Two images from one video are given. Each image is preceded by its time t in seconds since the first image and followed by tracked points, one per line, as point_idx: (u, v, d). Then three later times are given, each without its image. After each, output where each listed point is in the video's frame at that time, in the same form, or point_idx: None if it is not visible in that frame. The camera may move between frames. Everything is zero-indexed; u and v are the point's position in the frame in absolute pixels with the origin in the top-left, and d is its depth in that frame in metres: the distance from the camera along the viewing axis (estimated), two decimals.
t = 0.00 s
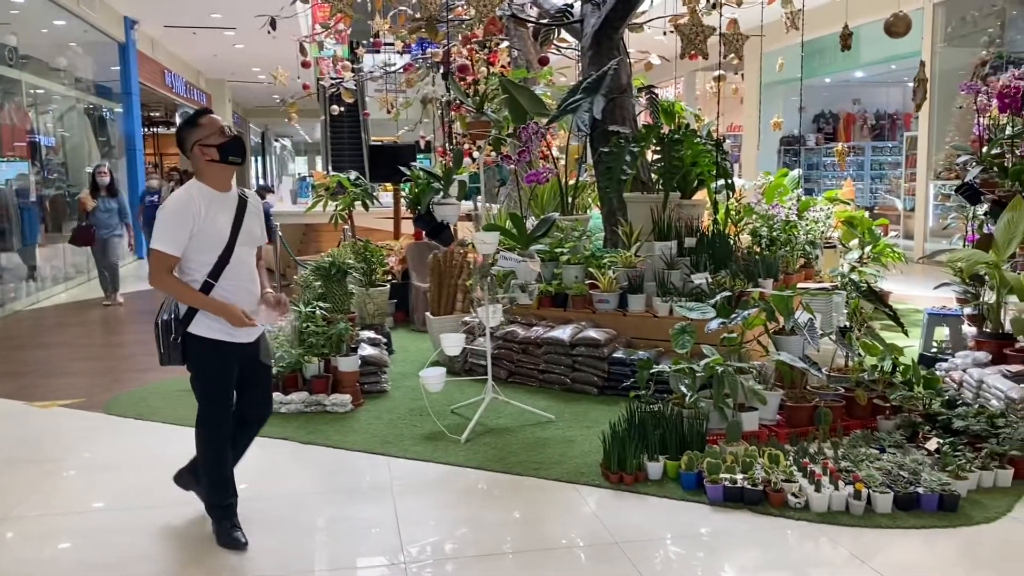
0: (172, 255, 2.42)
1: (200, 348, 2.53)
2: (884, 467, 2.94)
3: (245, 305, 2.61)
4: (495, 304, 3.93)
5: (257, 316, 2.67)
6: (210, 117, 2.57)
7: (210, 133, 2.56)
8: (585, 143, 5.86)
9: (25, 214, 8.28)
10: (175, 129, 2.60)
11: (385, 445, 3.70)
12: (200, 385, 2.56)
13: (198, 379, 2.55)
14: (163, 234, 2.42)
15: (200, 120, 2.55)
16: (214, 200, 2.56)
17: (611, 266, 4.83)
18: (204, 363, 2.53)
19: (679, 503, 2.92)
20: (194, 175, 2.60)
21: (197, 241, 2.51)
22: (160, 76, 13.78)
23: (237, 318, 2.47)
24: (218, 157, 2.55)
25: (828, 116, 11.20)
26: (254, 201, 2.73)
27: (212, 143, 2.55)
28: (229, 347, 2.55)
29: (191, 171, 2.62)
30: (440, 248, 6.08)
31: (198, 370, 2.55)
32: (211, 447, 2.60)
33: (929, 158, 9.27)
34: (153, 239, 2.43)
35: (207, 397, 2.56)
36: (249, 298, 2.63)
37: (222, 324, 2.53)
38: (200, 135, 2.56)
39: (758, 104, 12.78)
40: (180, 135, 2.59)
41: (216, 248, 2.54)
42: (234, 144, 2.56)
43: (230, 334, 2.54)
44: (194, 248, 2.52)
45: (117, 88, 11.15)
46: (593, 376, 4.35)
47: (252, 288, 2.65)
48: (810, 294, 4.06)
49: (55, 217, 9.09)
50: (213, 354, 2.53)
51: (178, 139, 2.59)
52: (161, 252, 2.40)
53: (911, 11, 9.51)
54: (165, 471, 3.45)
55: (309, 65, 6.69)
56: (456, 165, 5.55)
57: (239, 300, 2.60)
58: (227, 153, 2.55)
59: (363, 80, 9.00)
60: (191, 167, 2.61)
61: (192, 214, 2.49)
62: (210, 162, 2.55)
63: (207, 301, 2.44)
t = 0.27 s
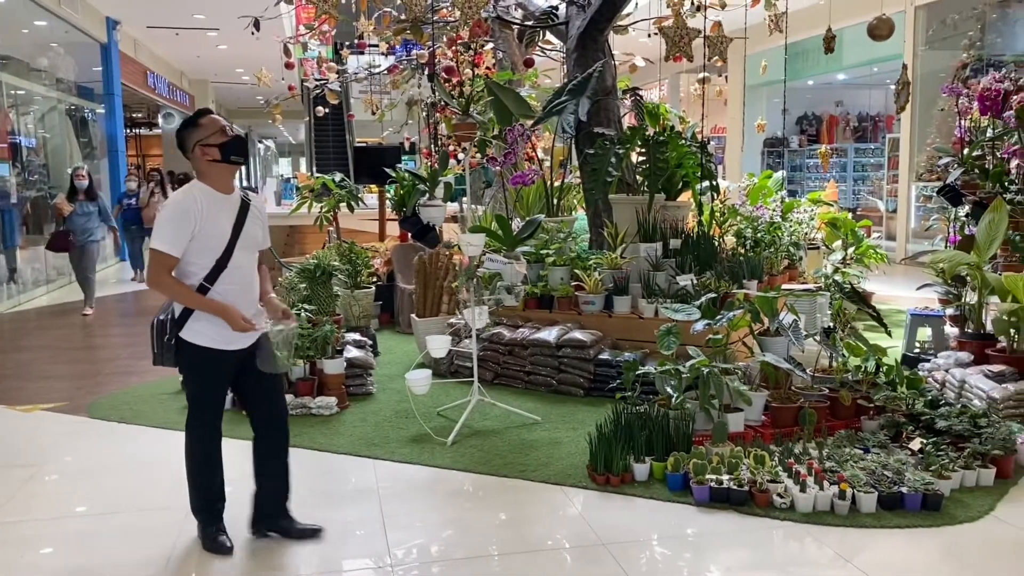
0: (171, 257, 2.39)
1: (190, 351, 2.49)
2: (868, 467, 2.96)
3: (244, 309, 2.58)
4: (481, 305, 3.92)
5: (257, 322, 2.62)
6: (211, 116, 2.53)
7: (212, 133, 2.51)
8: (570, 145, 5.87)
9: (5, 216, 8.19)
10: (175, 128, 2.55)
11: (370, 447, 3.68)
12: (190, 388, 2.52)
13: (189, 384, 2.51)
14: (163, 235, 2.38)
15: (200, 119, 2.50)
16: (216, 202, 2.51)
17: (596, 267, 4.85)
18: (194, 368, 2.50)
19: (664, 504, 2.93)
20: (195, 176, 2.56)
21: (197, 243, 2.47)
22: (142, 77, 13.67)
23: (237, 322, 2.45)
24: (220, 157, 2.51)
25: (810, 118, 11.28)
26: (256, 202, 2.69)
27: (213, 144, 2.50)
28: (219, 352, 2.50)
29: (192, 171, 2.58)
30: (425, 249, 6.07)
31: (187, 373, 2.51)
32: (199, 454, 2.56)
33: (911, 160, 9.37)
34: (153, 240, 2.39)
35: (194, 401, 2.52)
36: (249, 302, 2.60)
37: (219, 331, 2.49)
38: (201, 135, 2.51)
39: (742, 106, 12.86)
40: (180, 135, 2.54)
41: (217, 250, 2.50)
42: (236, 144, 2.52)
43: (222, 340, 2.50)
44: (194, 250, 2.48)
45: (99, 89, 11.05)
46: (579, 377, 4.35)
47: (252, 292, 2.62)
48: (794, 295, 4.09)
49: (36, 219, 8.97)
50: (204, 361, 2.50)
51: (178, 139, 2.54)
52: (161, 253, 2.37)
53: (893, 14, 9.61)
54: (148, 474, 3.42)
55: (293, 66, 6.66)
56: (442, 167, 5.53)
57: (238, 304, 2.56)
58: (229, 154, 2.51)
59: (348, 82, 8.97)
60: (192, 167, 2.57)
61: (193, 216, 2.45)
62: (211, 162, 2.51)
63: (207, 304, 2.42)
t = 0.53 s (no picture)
0: (186, 264, 2.34)
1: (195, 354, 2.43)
2: (850, 466, 2.98)
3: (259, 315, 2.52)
4: (464, 306, 3.92)
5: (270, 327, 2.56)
6: (217, 120, 2.47)
7: (219, 137, 2.46)
8: (554, 146, 5.88)
9: None
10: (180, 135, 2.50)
11: (355, 449, 3.67)
12: (191, 392, 2.46)
13: (190, 388, 2.46)
14: (176, 242, 2.33)
15: (206, 124, 2.45)
16: (227, 206, 2.46)
17: (581, 268, 4.86)
18: (197, 372, 2.44)
19: (648, 503, 2.94)
20: (203, 183, 2.50)
21: (211, 248, 2.42)
22: (124, 77, 13.56)
23: (268, 302, 2.40)
24: (229, 162, 2.46)
25: (792, 120, 11.37)
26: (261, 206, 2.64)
27: (221, 148, 2.45)
28: (225, 360, 2.43)
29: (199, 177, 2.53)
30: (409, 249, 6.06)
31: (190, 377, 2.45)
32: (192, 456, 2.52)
33: (892, 161, 9.46)
34: (167, 248, 2.34)
35: (194, 405, 2.47)
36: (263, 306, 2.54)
37: (229, 338, 2.43)
38: (207, 141, 2.45)
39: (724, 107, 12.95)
40: (185, 141, 2.49)
41: (230, 254, 2.45)
42: (244, 148, 2.47)
43: (229, 348, 2.43)
44: (207, 256, 2.43)
45: (79, 89, 10.95)
46: (563, 377, 4.36)
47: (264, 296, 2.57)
48: (776, 296, 4.12)
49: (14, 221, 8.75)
50: (208, 368, 2.44)
51: (184, 145, 2.49)
52: (176, 261, 2.32)
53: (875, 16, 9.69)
54: (129, 476, 3.39)
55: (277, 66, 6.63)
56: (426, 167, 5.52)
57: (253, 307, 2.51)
58: (237, 158, 2.46)
59: (332, 82, 8.95)
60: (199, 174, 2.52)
61: (205, 221, 2.39)
62: (220, 167, 2.46)
63: (231, 301, 2.37)
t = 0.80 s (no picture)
0: (217, 253, 2.30)
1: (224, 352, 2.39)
2: (831, 464, 3.01)
3: (285, 306, 2.48)
4: (448, 307, 3.92)
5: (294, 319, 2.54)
6: (233, 113, 2.42)
7: (234, 130, 2.41)
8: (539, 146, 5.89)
9: None
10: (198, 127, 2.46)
11: (339, 449, 3.67)
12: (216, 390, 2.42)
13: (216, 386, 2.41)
14: (203, 234, 2.29)
15: (221, 117, 2.40)
16: (247, 198, 2.42)
17: (566, 268, 4.89)
18: (224, 372, 2.39)
19: (630, 503, 2.96)
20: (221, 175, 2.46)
21: (237, 237, 2.38)
22: (107, 75, 13.44)
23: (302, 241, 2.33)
24: (243, 155, 2.41)
25: (776, 121, 11.45)
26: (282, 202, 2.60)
27: (238, 140, 2.41)
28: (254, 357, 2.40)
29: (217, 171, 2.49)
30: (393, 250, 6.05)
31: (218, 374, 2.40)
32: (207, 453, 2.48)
33: (874, 162, 9.55)
34: (193, 241, 2.30)
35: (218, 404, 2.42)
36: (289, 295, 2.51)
37: (255, 329, 2.40)
38: (224, 135, 2.42)
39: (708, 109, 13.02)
40: (203, 134, 2.45)
41: (255, 244, 2.41)
42: (258, 141, 2.41)
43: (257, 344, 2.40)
44: (233, 247, 2.39)
45: (61, 88, 10.85)
46: (548, 377, 4.38)
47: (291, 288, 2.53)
48: (758, 295, 4.16)
49: None
50: (234, 365, 2.39)
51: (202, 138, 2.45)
52: (206, 253, 2.28)
53: (857, 18, 9.79)
54: (111, 478, 3.37)
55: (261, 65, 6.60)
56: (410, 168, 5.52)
57: (281, 296, 2.48)
58: (251, 152, 2.41)
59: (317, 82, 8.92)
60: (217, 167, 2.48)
61: (227, 212, 2.35)
62: (235, 160, 2.41)
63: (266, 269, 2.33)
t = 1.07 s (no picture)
0: (234, 248, 2.22)
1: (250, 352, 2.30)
2: (815, 464, 3.03)
3: (299, 305, 2.40)
4: (436, 306, 3.92)
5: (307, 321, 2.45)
6: (255, 114, 2.33)
7: (250, 133, 2.33)
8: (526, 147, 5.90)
9: None
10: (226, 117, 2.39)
11: (325, 450, 3.66)
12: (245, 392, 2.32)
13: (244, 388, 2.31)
14: (219, 229, 2.21)
15: (240, 117, 2.32)
16: (261, 197, 2.35)
17: (553, 268, 4.89)
18: (249, 375, 2.30)
19: (616, 502, 2.97)
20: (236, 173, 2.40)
21: (252, 234, 2.30)
22: (92, 74, 13.35)
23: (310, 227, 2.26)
24: (251, 160, 2.33)
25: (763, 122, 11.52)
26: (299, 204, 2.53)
27: (249, 143, 2.33)
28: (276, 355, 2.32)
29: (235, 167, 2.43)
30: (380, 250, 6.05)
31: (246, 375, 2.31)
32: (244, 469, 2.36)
33: (860, 163, 9.62)
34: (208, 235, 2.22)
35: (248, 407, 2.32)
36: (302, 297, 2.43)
37: (270, 330, 2.31)
38: (239, 135, 2.35)
39: (696, 109, 13.08)
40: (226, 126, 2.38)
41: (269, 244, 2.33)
42: (268, 150, 2.33)
43: (279, 342, 2.33)
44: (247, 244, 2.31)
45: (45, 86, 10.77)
46: (534, 377, 4.38)
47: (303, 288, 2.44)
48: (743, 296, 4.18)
49: None
50: (260, 364, 2.31)
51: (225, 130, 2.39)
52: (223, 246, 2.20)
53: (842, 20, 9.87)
54: (95, 479, 3.35)
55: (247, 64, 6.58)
56: (397, 167, 5.51)
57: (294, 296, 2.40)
58: (259, 160, 2.33)
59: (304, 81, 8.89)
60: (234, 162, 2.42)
61: (242, 209, 2.28)
62: (245, 164, 2.34)
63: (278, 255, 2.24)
